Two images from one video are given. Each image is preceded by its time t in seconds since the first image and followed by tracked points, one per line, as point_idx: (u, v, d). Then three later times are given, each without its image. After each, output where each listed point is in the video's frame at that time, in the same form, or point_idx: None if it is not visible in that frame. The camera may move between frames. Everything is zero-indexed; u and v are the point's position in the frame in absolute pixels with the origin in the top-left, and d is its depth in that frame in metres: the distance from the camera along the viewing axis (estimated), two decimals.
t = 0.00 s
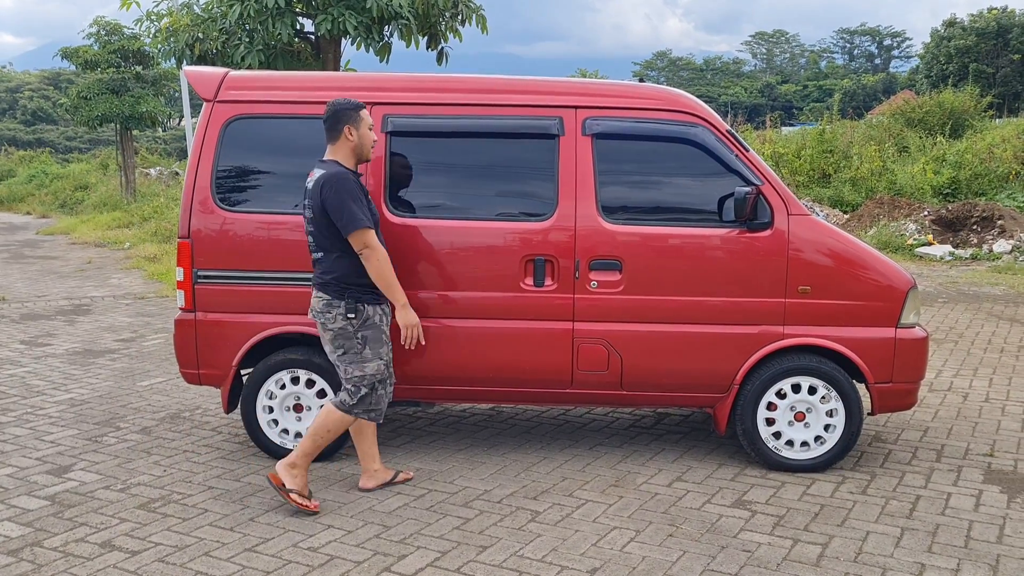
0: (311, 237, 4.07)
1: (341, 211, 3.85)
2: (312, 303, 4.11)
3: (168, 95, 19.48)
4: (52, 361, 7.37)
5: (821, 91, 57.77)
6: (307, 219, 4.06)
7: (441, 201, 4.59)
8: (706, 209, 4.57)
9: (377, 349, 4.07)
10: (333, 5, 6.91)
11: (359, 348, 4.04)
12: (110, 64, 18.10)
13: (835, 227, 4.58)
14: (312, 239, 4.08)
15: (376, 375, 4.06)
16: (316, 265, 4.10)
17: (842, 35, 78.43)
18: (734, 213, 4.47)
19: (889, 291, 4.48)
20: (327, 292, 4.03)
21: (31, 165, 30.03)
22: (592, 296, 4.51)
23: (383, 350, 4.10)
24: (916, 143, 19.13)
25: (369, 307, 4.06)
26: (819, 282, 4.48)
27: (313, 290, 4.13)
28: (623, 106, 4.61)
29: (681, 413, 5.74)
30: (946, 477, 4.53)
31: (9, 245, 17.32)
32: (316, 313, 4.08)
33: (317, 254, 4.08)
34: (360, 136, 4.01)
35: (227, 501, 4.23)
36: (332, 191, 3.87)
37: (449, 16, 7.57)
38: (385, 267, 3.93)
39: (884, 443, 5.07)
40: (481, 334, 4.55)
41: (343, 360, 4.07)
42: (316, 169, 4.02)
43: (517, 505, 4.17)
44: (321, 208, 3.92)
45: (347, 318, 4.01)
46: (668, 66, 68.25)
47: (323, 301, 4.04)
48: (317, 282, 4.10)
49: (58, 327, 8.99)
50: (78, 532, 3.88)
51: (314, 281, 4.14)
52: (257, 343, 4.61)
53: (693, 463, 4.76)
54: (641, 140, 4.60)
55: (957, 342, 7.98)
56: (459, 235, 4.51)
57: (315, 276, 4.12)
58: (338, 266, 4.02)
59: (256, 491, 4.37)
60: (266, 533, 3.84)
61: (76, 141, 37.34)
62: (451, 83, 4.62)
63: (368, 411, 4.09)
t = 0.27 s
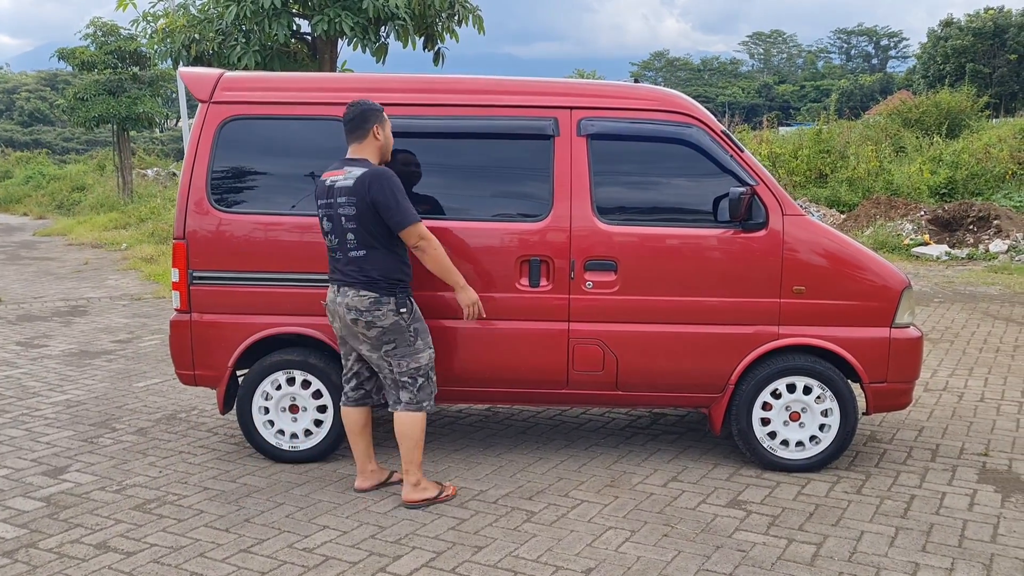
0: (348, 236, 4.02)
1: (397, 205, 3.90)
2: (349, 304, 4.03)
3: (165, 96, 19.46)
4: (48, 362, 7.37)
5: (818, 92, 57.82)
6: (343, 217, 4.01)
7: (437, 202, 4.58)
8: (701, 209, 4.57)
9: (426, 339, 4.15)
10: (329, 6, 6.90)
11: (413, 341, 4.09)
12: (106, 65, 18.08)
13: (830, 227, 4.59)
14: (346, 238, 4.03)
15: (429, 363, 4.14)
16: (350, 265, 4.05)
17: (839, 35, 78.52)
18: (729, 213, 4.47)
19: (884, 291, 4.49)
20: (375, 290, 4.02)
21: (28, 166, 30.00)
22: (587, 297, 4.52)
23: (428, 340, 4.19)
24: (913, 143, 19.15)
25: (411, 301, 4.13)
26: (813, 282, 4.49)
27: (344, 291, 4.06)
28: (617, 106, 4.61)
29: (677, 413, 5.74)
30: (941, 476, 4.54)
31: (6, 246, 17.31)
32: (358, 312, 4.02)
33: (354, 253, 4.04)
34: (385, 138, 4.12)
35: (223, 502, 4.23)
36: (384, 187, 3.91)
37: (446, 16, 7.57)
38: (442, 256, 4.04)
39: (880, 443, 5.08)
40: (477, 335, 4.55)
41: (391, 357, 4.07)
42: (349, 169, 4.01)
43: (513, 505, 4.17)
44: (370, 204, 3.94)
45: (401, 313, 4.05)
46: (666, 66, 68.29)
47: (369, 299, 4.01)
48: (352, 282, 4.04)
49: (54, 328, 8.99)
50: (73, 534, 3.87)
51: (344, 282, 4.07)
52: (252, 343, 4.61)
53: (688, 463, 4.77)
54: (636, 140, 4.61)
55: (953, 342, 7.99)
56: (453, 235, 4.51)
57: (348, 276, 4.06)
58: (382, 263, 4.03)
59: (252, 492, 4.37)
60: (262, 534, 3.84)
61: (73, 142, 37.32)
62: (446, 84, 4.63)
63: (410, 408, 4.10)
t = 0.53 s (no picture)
0: (394, 235, 4.02)
1: (451, 205, 4.02)
2: (390, 301, 4.03)
3: (163, 96, 19.44)
4: (44, 363, 7.37)
5: (816, 91, 57.85)
6: (389, 216, 4.00)
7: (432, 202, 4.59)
8: (696, 209, 4.58)
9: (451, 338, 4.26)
10: (326, 6, 6.90)
11: (444, 339, 4.17)
12: (104, 65, 18.06)
13: (825, 227, 4.60)
14: (391, 237, 4.02)
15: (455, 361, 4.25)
16: (393, 265, 4.04)
17: (837, 35, 78.55)
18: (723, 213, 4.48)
19: (878, 290, 4.50)
20: (417, 289, 4.06)
21: (25, 166, 29.97)
22: (582, 296, 4.52)
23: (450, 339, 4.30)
24: (910, 143, 19.17)
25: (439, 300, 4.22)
26: (808, 282, 4.50)
27: (381, 290, 4.05)
28: (612, 106, 4.62)
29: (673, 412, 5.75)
30: (935, 475, 4.55)
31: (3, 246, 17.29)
32: (401, 310, 4.04)
33: (398, 253, 4.03)
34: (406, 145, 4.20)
35: (218, 502, 4.23)
36: (439, 188, 4.02)
37: (443, 16, 7.57)
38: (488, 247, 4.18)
39: (874, 442, 5.09)
40: (472, 334, 4.56)
41: (424, 354, 4.12)
42: (393, 169, 4.01)
43: (508, 505, 4.18)
44: (424, 202, 4.00)
45: (438, 311, 4.13)
46: (664, 66, 68.31)
47: (412, 297, 4.05)
48: (394, 282, 4.04)
49: (50, 328, 8.98)
50: (68, 533, 3.88)
51: (381, 283, 4.05)
52: (247, 343, 4.61)
53: (683, 462, 4.78)
54: (631, 140, 4.62)
55: (949, 341, 8.00)
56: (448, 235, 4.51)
57: (389, 276, 4.04)
58: (426, 261, 4.09)
59: (247, 491, 4.38)
60: (257, 533, 3.85)
61: (71, 142, 37.31)
62: (442, 84, 4.63)
63: (436, 407, 4.18)
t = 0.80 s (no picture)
0: (423, 232, 4.00)
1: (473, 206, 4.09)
2: (417, 300, 3.99)
3: (160, 96, 19.43)
4: (40, 362, 7.36)
5: (814, 91, 57.89)
6: (420, 213, 3.98)
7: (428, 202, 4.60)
8: (690, 208, 4.59)
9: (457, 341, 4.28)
10: (322, 6, 6.91)
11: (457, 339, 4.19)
12: (101, 64, 18.05)
13: (818, 227, 4.61)
14: (419, 234, 3.99)
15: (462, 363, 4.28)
16: (419, 263, 4.01)
17: (834, 35, 78.61)
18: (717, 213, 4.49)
19: (871, 290, 4.51)
20: (440, 288, 4.06)
21: (23, 165, 29.96)
22: (576, 296, 4.53)
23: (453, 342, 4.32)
24: (907, 143, 19.20)
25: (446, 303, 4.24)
26: (802, 281, 4.51)
27: (406, 288, 4.00)
28: (607, 106, 4.63)
29: (668, 412, 5.76)
30: (928, 474, 4.56)
31: None
32: (426, 309, 4.00)
33: (426, 250, 4.01)
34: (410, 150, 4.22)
35: (213, 501, 4.24)
36: (464, 190, 4.07)
37: (439, 16, 7.58)
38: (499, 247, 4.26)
39: (868, 441, 5.10)
40: (466, 334, 4.57)
41: (442, 354, 4.09)
42: (423, 167, 4.00)
43: (502, 504, 4.18)
44: (453, 202, 4.03)
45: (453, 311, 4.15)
46: (662, 66, 68.35)
47: (436, 296, 4.03)
48: (419, 280, 4.01)
49: (46, 327, 8.98)
50: (62, 533, 3.88)
51: (405, 281, 4.00)
52: (242, 343, 4.62)
53: (678, 462, 4.79)
54: (625, 140, 4.63)
55: (944, 341, 8.02)
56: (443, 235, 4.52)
57: (414, 273, 4.00)
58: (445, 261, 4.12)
59: (242, 491, 4.38)
60: (250, 533, 3.85)
61: (68, 141, 37.31)
62: (436, 84, 4.64)
63: (446, 408, 4.16)
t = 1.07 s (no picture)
0: (425, 233, 4.01)
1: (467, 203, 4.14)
2: (424, 300, 3.99)
3: (158, 96, 19.43)
4: (37, 363, 7.36)
5: (812, 92, 57.92)
6: (422, 214, 3.99)
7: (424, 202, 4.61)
8: (684, 208, 4.61)
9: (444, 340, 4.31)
10: (319, 6, 6.91)
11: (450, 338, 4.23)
12: (99, 65, 18.05)
13: (813, 227, 4.62)
14: (422, 235, 4.01)
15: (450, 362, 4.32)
16: (423, 263, 4.02)
17: (833, 35, 78.67)
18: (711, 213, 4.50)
19: (866, 290, 4.52)
20: (441, 288, 4.08)
21: (21, 166, 29.95)
22: (570, 295, 4.54)
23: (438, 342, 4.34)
24: (904, 143, 19.22)
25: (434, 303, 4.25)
26: (796, 281, 4.52)
27: (410, 289, 3.99)
28: (601, 106, 4.64)
29: (663, 412, 5.77)
30: (922, 473, 4.57)
31: None
32: (432, 309, 4.01)
33: (428, 251, 4.04)
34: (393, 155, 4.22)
35: (208, 501, 4.25)
36: (459, 187, 4.12)
37: (436, 17, 7.59)
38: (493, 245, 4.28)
39: (863, 441, 5.12)
40: (461, 334, 4.58)
41: (442, 354, 4.11)
42: (418, 167, 4.00)
43: (497, 503, 4.19)
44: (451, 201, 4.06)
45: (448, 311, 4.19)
46: (660, 66, 68.38)
47: (439, 296, 4.05)
48: (423, 281, 4.02)
49: (43, 328, 8.99)
50: (57, 533, 3.89)
51: (410, 282, 3.99)
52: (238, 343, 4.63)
53: (672, 461, 4.80)
54: (620, 140, 4.64)
55: (940, 341, 8.03)
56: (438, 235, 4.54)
57: (418, 275, 4.01)
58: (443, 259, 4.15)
59: (237, 491, 4.39)
60: (245, 532, 3.86)
61: (67, 142, 37.34)
62: (432, 84, 4.65)
63: (444, 407, 4.19)
